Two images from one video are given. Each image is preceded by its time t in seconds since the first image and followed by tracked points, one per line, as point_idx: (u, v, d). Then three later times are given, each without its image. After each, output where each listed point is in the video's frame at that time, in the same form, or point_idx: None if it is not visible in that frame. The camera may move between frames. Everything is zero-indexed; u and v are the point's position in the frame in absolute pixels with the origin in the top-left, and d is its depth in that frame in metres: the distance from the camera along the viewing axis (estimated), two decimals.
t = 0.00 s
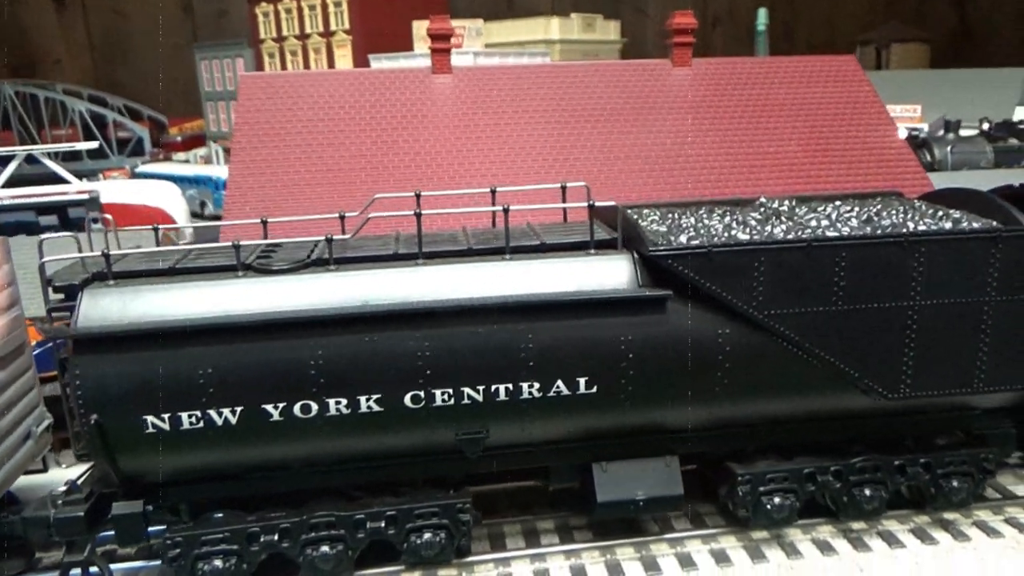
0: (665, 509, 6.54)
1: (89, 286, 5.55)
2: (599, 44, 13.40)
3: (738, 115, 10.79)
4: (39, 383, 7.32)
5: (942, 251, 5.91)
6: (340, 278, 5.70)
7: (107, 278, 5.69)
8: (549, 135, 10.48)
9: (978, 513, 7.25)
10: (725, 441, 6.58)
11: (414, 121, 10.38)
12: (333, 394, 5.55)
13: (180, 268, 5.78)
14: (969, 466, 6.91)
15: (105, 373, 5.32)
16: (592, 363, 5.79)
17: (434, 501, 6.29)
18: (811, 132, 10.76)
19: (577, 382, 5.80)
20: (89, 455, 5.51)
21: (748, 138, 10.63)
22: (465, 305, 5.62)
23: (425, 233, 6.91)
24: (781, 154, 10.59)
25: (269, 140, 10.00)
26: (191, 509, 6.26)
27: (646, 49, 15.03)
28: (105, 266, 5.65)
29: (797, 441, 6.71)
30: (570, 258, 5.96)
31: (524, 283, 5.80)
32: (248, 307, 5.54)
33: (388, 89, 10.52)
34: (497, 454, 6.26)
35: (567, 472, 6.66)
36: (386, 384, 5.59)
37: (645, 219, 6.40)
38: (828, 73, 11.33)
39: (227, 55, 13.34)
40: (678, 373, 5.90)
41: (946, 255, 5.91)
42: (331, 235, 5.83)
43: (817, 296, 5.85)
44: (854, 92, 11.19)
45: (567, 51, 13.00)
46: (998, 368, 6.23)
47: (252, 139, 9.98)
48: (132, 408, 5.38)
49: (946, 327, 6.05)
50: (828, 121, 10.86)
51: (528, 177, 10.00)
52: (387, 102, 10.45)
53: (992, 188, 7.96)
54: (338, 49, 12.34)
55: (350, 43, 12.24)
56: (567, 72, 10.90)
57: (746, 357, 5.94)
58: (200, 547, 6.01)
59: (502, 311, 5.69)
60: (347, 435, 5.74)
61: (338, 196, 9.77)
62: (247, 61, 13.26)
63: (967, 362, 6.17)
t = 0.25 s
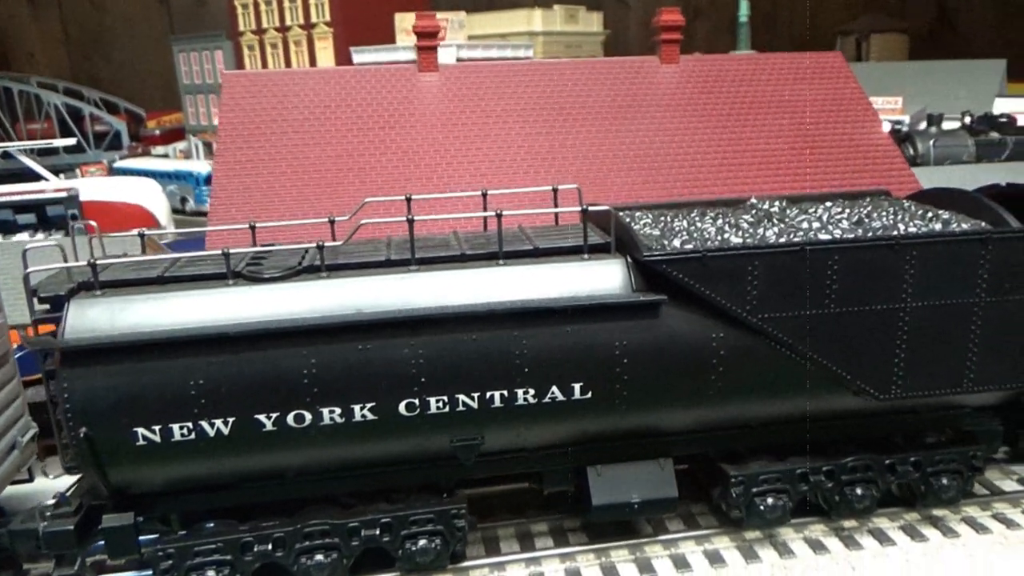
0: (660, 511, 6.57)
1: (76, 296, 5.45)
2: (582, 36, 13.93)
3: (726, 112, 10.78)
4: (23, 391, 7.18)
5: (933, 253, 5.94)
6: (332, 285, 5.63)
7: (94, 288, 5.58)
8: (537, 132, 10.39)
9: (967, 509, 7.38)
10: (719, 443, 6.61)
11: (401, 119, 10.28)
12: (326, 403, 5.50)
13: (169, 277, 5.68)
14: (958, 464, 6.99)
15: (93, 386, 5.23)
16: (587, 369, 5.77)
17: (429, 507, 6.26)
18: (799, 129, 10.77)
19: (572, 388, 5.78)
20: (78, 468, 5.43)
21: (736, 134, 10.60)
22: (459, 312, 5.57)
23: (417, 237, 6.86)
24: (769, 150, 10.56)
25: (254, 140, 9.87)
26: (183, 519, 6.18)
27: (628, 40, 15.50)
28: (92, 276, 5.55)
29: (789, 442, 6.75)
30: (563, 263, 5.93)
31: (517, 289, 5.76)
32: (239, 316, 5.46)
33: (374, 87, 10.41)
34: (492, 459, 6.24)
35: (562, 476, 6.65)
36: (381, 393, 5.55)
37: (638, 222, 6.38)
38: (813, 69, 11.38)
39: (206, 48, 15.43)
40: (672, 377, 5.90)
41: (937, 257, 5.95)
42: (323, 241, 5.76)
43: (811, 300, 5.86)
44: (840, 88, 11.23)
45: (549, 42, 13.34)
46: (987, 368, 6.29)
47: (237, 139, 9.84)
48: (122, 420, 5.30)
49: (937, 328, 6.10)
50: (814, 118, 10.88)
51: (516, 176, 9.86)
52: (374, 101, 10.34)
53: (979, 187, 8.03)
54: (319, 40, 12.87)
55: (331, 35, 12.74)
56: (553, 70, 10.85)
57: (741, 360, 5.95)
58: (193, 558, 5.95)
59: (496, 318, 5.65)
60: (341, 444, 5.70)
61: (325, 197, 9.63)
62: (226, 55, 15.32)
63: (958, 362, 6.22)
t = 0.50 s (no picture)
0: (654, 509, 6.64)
1: (67, 305, 5.37)
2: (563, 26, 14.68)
3: (712, 109, 10.82)
4: (11, 398, 7.08)
5: (922, 253, 6.03)
6: (327, 292, 5.60)
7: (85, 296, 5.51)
8: (525, 130, 10.37)
9: (953, 501, 7.53)
10: (712, 441, 6.68)
11: (388, 117, 10.21)
12: (323, 410, 5.49)
13: (162, 284, 5.62)
14: (945, 457, 7.12)
15: (87, 396, 5.17)
16: (583, 371, 5.80)
17: (426, 510, 6.26)
18: (785, 125, 10.84)
19: (569, 391, 5.81)
20: (72, 479, 5.37)
21: (722, 131, 10.65)
22: (456, 316, 5.57)
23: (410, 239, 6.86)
24: (756, 147, 10.61)
25: (240, 139, 9.77)
26: (178, 527, 6.15)
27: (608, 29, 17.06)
28: (83, 284, 5.47)
29: (780, 439, 6.84)
30: (558, 266, 5.94)
31: (513, 292, 5.76)
32: (233, 324, 5.42)
33: (360, 84, 10.32)
34: (488, 461, 6.26)
35: (557, 476, 6.69)
36: (378, 398, 5.54)
37: (631, 223, 6.41)
38: (797, 66, 11.44)
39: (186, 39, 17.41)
40: (667, 378, 5.95)
41: (926, 257, 6.04)
42: (317, 247, 5.73)
43: (803, 300, 5.93)
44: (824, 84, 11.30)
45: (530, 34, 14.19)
46: (974, 364, 6.41)
47: (222, 139, 9.73)
48: (117, 430, 5.25)
49: (926, 326, 6.20)
50: (800, 114, 10.94)
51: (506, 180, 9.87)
52: (360, 99, 10.26)
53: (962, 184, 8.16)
54: (298, 31, 13.59)
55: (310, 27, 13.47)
56: (540, 67, 10.82)
57: (734, 360, 6.01)
58: (189, 565, 5.92)
59: (492, 323, 5.65)
60: (338, 450, 5.69)
61: (313, 198, 9.56)
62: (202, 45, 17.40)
63: (946, 359, 6.33)
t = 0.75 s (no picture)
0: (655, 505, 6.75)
1: (73, 311, 5.38)
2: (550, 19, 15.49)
3: (705, 107, 10.90)
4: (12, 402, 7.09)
5: (916, 252, 6.16)
6: (333, 295, 5.64)
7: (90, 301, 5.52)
8: (519, 128, 10.40)
9: (945, 493, 7.70)
10: (711, 438, 6.78)
11: (383, 117, 10.24)
12: (330, 413, 5.54)
13: (167, 289, 5.64)
14: (938, 451, 7.27)
15: (95, 402, 5.19)
16: (586, 372, 5.88)
17: (431, 509, 6.33)
18: (776, 122, 10.93)
19: (572, 391, 5.90)
20: (80, 484, 5.40)
21: (715, 129, 10.74)
22: (461, 319, 5.64)
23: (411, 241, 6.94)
24: (748, 145, 10.71)
25: (235, 140, 9.77)
26: (184, 529, 6.18)
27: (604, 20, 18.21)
28: (88, 289, 5.48)
29: (777, 435, 6.96)
30: (561, 267, 6.01)
31: (516, 294, 5.83)
32: (240, 329, 5.45)
33: (354, 84, 10.34)
34: (492, 460, 6.34)
35: (559, 474, 6.79)
36: (384, 400, 5.60)
37: (631, 224, 6.50)
38: (789, 63, 11.53)
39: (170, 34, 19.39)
40: (668, 377, 6.05)
41: (919, 256, 6.17)
42: (322, 251, 5.77)
43: (801, 299, 6.04)
44: (816, 81, 11.40)
45: (516, 27, 14.83)
46: (966, 360, 6.56)
47: (217, 139, 9.72)
48: (125, 434, 5.28)
49: (920, 323, 6.33)
50: (792, 112, 11.04)
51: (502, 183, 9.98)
52: (355, 99, 10.27)
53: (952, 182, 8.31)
54: (282, 26, 14.26)
55: (294, 22, 14.18)
56: (534, 65, 10.86)
57: (734, 359, 6.12)
58: (197, 567, 5.96)
59: (497, 324, 5.72)
60: (345, 452, 5.74)
61: (309, 198, 9.58)
62: (184, 39, 19.45)
63: (939, 355, 6.47)
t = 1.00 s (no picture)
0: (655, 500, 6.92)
1: (84, 317, 5.44)
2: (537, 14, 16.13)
3: (697, 106, 11.04)
4: (17, 406, 7.17)
5: (908, 253, 6.34)
6: (341, 299, 5.73)
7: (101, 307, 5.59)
8: (514, 128, 10.49)
9: (934, 485, 7.93)
10: (709, 434, 6.95)
11: (379, 116, 10.31)
12: (340, 415, 5.64)
13: (176, 295, 5.71)
14: (928, 444, 7.49)
15: (108, 407, 5.27)
16: (589, 372, 6.02)
17: (437, 508, 6.46)
18: (768, 122, 11.09)
19: (575, 391, 6.04)
20: (94, 488, 5.48)
21: (707, 129, 10.87)
22: (467, 321, 5.75)
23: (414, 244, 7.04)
24: (740, 144, 10.85)
25: (232, 140, 9.82)
26: (194, 531, 6.28)
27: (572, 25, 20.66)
28: (99, 295, 5.55)
29: (773, 431, 7.15)
30: (564, 270, 6.13)
31: (521, 297, 5.96)
32: (250, 334, 5.53)
33: (351, 84, 10.39)
34: (497, 459, 6.47)
35: (561, 471, 6.94)
36: (393, 402, 5.71)
37: (631, 226, 6.63)
38: (779, 62, 11.69)
39: (153, 28, 21.39)
40: (669, 377, 6.20)
41: (911, 256, 6.35)
42: (329, 255, 5.86)
43: (797, 300, 6.21)
44: (806, 80, 11.57)
45: (503, 20, 15.55)
46: (955, 357, 6.76)
47: (215, 140, 9.76)
48: (138, 438, 5.36)
49: (911, 322, 6.52)
50: (783, 111, 11.20)
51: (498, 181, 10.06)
52: (351, 99, 10.32)
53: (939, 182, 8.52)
54: (269, 19, 16.95)
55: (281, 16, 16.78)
56: (528, 65, 10.96)
57: (733, 358, 6.27)
58: (208, 567, 6.06)
59: (502, 327, 5.83)
60: (354, 453, 5.85)
61: (307, 198, 9.63)
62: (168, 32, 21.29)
63: (930, 352, 6.67)
